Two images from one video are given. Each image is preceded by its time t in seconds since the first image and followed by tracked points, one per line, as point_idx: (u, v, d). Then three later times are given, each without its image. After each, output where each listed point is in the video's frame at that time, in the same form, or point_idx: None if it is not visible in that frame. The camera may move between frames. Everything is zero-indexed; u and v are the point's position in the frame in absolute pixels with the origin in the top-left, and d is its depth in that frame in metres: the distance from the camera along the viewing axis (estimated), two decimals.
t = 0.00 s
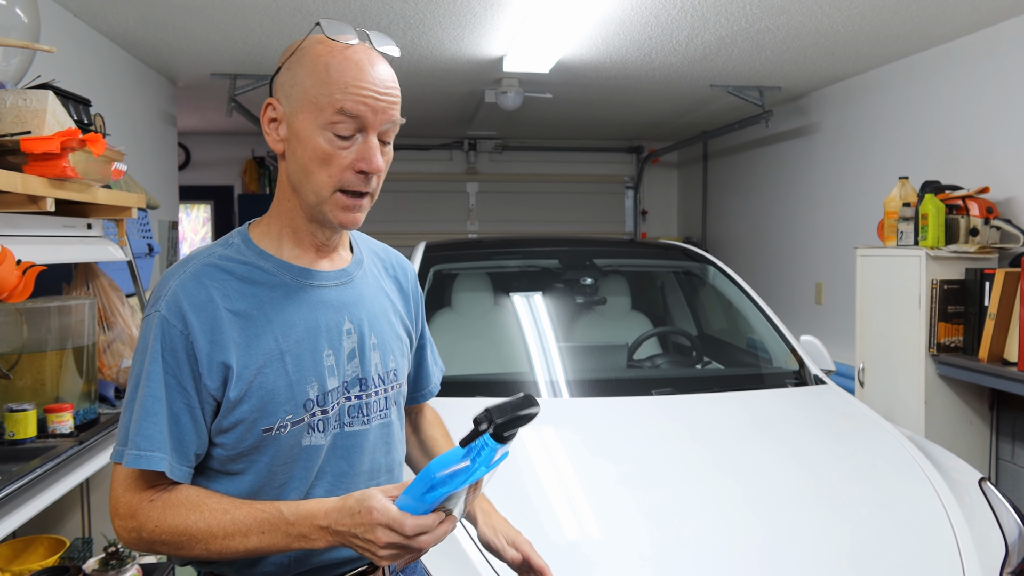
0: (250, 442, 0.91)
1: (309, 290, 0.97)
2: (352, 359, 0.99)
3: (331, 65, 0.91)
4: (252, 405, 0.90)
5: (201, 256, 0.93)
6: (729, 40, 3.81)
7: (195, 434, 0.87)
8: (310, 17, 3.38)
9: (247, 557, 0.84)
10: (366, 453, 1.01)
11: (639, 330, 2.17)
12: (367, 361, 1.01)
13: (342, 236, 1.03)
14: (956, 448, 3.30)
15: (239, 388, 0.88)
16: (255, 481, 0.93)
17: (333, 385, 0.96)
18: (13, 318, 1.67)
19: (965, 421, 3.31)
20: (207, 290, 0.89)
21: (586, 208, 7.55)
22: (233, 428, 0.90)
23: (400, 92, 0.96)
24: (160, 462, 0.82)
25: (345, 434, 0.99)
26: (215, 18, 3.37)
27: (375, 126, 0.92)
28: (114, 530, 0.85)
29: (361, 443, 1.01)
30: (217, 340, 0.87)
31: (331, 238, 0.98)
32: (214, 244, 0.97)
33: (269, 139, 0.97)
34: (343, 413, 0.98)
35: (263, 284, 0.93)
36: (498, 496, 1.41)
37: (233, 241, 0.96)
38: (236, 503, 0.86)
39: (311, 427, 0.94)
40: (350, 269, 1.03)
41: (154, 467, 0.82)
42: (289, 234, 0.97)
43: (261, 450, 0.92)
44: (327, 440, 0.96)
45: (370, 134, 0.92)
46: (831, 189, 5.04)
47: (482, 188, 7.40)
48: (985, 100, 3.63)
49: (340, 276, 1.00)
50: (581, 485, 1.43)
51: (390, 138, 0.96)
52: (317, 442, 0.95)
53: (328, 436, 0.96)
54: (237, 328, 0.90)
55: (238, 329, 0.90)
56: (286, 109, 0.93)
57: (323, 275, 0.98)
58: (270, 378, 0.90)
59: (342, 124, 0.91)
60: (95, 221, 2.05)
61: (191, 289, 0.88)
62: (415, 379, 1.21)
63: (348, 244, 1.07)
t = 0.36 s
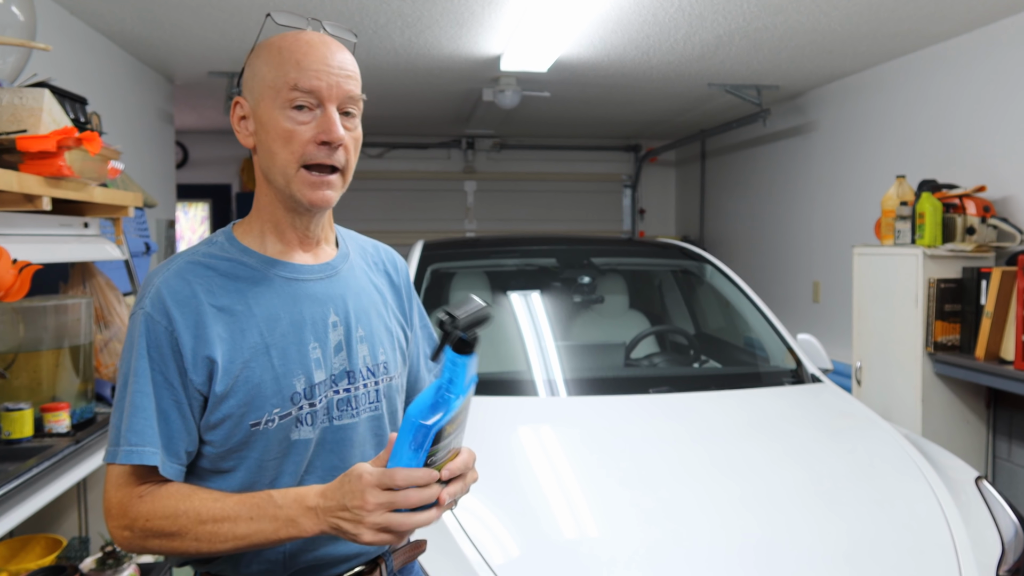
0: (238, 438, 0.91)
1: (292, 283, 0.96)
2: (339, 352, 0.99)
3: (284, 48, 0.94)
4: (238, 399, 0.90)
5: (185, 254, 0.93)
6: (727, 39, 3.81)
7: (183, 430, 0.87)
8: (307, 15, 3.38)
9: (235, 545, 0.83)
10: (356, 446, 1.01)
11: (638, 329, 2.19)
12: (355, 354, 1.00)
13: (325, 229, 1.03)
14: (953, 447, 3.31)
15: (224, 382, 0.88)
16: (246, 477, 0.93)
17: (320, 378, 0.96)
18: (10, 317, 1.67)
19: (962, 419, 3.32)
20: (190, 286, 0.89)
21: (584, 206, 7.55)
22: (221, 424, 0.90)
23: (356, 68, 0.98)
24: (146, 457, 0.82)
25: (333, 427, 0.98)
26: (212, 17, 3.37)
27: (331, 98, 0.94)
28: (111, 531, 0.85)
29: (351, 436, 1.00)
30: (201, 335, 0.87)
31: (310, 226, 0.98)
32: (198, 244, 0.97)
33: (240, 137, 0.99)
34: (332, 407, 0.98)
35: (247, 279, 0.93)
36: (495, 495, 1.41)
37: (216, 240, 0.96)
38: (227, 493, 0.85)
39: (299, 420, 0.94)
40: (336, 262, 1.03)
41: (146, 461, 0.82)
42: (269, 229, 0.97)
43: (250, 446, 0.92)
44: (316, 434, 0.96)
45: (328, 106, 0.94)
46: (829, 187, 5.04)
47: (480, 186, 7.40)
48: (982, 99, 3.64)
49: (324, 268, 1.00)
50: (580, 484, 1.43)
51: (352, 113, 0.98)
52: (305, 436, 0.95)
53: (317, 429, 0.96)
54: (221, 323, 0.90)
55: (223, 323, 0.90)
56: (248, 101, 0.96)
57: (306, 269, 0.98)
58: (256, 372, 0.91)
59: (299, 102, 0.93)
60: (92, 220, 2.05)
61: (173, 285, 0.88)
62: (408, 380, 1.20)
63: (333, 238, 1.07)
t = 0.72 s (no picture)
0: (220, 438, 0.90)
1: (276, 282, 0.95)
2: (325, 354, 0.97)
3: (278, 44, 0.95)
4: (219, 397, 0.90)
5: (177, 251, 0.94)
6: (725, 40, 3.81)
7: (169, 425, 0.88)
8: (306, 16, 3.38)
9: (217, 510, 0.81)
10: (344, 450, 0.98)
11: (636, 330, 2.19)
12: (342, 357, 0.98)
13: (319, 229, 1.02)
14: (952, 448, 3.31)
15: (206, 377, 0.88)
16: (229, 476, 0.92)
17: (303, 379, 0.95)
18: (8, 318, 1.67)
19: (961, 421, 3.32)
20: (176, 281, 0.90)
21: (583, 208, 7.56)
22: (203, 422, 0.89)
23: (351, 66, 0.99)
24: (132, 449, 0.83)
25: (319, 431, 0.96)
26: (210, 17, 3.36)
27: (321, 92, 0.94)
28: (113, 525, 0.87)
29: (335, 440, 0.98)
30: (184, 330, 0.88)
31: (300, 222, 0.98)
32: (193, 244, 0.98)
33: (236, 134, 1.00)
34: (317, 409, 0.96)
35: (232, 277, 0.93)
36: (493, 497, 1.41)
37: (209, 239, 0.97)
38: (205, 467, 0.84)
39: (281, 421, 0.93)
40: (326, 263, 1.01)
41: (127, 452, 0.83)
42: (261, 228, 0.97)
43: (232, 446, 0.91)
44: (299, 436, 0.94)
45: (318, 100, 0.94)
46: (828, 189, 5.04)
47: (479, 187, 7.40)
48: (980, 101, 3.64)
49: (312, 269, 0.98)
50: (579, 487, 1.43)
51: (344, 110, 0.97)
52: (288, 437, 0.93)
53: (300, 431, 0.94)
54: (204, 320, 0.90)
55: (205, 320, 0.90)
56: (244, 98, 0.97)
57: (295, 269, 0.97)
58: (236, 370, 0.90)
59: (290, 95, 0.93)
60: (90, 221, 2.05)
61: (160, 280, 0.89)
62: (407, 390, 1.16)
63: (327, 240, 1.05)
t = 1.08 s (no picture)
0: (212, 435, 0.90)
1: (273, 282, 0.95)
2: (321, 355, 0.97)
3: (283, 44, 0.95)
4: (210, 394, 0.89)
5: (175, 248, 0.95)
6: (725, 41, 3.81)
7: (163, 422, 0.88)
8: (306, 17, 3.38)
9: (139, 461, 0.78)
10: (339, 450, 0.98)
11: (636, 331, 2.18)
12: (337, 357, 0.98)
13: (318, 229, 1.02)
14: (952, 449, 3.31)
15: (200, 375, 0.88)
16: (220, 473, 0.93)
17: (297, 379, 0.94)
18: (9, 319, 1.67)
19: (961, 421, 3.32)
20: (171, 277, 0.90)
21: (583, 208, 7.56)
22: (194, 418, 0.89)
23: (355, 68, 0.99)
24: (121, 433, 0.84)
25: (314, 432, 0.96)
26: (211, 18, 3.37)
27: (326, 93, 0.94)
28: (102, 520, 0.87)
29: (330, 440, 0.97)
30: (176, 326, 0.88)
31: (300, 221, 0.97)
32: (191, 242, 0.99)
33: (236, 132, 0.99)
34: (313, 410, 0.95)
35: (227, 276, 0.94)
36: (493, 497, 1.41)
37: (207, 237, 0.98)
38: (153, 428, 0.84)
39: (274, 421, 0.92)
40: (325, 265, 1.01)
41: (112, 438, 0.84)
42: (260, 227, 0.98)
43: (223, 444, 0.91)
44: (292, 437, 0.94)
45: (322, 101, 0.94)
46: (828, 189, 5.04)
47: (479, 188, 7.40)
48: (981, 101, 3.64)
49: (310, 269, 0.98)
50: (579, 489, 1.42)
51: (347, 111, 0.98)
52: (281, 438, 0.93)
53: (294, 433, 0.94)
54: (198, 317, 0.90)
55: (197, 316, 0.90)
56: (246, 96, 0.97)
57: (292, 269, 0.97)
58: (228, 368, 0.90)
59: (294, 94, 0.93)
60: (90, 221, 2.05)
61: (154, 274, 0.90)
62: (408, 392, 1.15)
63: (327, 241, 1.05)
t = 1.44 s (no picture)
0: (213, 434, 0.90)
1: (276, 281, 0.95)
2: (322, 354, 0.96)
3: (286, 45, 0.94)
4: (211, 394, 0.89)
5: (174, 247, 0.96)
6: (726, 42, 3.81)
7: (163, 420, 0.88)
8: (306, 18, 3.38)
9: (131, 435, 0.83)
10: (339, 449, 0.98)
11: (637, 332, 2.18)
12: (339, 356, 0.98)
13: (318, 230, 1.02)
14: (953, 450, 3.31)
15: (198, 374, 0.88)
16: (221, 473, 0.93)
17: (298, 379, 0.94)
18: (9, 320, 1.68)
19: (962, 422, 3.31)
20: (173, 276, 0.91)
21: (583, 209, 7.57)
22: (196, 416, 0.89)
23: (357, 71, 0.99)
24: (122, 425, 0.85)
25: (315, 431, 0.96)
26: (211, 18, 3.37)
27: (329, 97, 0.94)
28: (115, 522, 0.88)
29: (331, 440, 0.97)
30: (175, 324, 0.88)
31: (300, 223, 0.97)
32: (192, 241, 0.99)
33: (235, 131, 0.99)
34: (314, 409, 0.95)
35: (229, 276, 0.94)
36: (495, 498, 1.40)
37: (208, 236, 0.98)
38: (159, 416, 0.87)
39: (275, 420, 0.92)
40: (326, 264, 1.01)
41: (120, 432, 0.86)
42: (260, 227, 0.97)
43: (224, 443, 0.91)
44: (293, 436, 0.93)
45: (325, 105, 0.94)
46: (828, 190, 5.04)
47: (479, 189, 7.41)
48: (981, 102, 3.64)
49: (310, 268, 0.98)
50: (580, 491, 1.42)
51: (350, 115, 0.98)
52: (282, 437, 0.93)
53: (296, 432, 0.94)
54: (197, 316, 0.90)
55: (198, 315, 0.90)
56: (247, 96, 0.96)
57: (293, 269, 0.97)
58: (229, 367, 0.90)
59: (297, 97, 0.93)
60: (91, 222, 2.05)
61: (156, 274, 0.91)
62: (409, 391, 1.15)
63: (329, 240, 1.05)
